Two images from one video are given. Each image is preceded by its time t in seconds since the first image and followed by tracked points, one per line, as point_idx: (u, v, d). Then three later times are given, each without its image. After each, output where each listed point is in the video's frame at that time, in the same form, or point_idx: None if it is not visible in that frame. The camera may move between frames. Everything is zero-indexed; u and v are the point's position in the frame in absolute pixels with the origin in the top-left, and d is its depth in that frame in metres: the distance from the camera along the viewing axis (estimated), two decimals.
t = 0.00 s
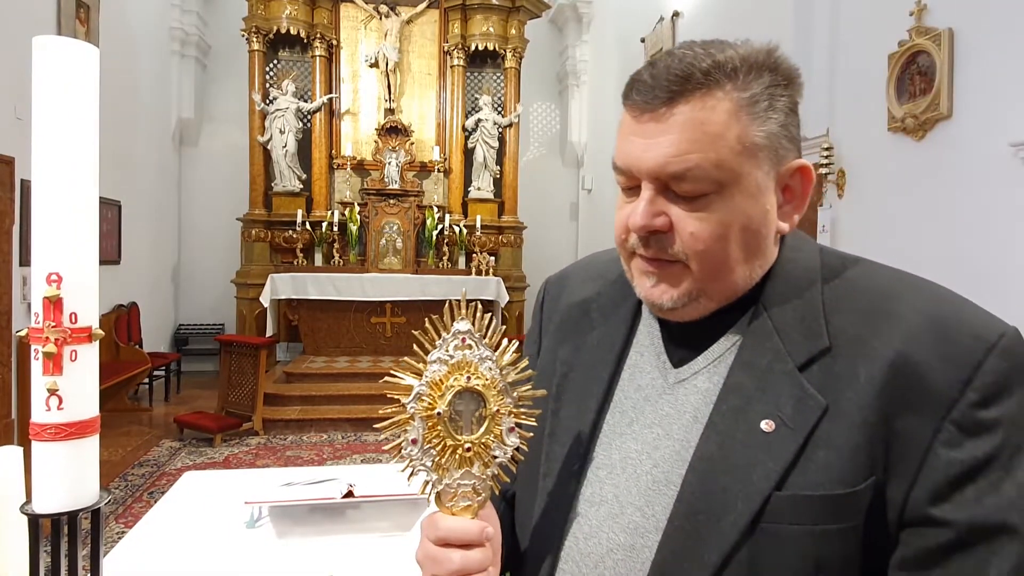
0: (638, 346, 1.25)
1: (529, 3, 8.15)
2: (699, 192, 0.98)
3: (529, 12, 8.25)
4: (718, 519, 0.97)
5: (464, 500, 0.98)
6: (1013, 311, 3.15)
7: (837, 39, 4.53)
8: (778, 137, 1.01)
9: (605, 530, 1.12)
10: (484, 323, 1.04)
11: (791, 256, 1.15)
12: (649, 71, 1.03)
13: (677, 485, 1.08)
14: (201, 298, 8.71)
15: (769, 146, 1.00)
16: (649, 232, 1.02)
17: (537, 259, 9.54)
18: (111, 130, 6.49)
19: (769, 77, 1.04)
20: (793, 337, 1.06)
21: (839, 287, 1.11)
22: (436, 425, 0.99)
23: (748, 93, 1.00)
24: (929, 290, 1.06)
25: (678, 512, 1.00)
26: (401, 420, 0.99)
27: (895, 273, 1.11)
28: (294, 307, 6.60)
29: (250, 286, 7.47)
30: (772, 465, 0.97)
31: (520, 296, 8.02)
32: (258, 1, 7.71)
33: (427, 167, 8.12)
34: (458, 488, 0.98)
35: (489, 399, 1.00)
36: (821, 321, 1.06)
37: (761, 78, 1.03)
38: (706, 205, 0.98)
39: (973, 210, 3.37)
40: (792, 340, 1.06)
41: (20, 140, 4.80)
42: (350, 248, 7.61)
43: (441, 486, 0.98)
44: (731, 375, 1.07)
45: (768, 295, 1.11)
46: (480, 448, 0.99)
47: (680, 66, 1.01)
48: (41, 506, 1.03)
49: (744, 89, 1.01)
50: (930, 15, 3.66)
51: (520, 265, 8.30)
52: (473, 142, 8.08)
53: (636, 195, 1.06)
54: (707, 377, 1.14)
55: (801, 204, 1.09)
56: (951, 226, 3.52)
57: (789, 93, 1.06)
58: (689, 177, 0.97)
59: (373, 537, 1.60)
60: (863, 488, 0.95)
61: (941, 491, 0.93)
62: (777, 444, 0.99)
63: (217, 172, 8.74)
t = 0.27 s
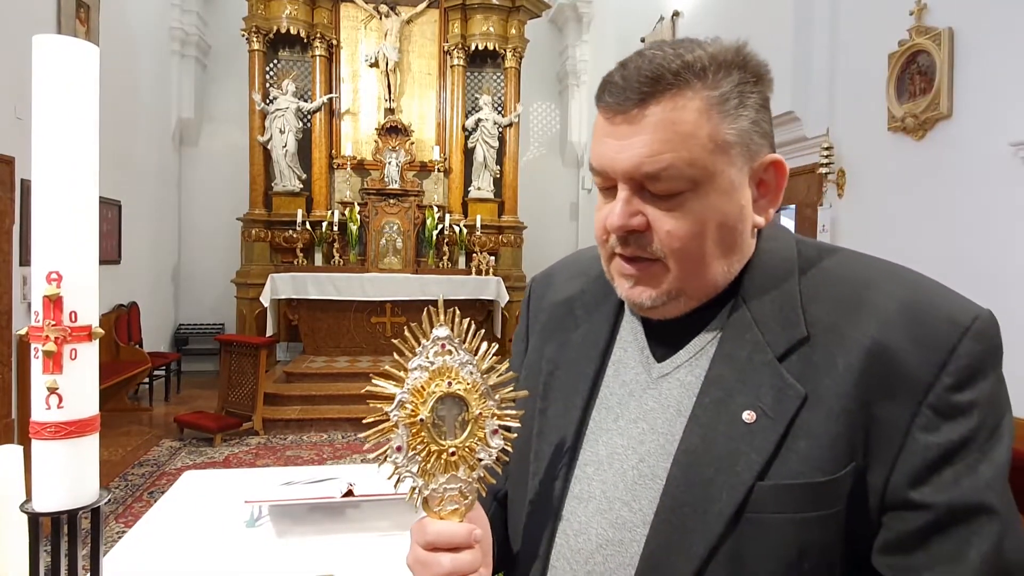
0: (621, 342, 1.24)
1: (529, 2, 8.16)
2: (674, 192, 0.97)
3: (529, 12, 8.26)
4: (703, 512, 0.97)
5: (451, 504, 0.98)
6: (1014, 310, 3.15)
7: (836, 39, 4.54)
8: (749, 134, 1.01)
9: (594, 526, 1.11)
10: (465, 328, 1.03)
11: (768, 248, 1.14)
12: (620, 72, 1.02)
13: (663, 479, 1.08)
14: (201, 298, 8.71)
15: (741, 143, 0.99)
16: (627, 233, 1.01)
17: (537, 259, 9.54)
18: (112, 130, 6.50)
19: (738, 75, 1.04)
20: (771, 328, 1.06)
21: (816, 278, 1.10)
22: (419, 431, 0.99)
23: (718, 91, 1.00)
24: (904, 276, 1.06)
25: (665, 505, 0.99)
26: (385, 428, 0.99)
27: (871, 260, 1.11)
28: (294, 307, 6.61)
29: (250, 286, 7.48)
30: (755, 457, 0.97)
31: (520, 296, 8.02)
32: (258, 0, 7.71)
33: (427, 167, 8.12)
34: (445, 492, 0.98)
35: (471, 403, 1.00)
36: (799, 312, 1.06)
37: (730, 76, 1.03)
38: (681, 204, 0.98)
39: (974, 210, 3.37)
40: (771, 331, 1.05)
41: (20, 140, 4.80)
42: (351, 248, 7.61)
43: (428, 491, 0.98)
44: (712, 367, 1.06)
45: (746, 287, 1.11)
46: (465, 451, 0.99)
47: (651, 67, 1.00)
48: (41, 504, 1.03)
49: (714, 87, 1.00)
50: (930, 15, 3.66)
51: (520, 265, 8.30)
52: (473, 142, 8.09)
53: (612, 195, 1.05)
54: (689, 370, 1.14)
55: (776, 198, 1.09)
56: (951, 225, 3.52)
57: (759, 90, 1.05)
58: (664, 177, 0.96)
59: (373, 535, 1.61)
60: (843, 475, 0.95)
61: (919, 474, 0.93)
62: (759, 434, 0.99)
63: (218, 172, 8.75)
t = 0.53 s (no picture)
0: (607, 342, 1.24)
1: (529, 2, 8.17)
2: (652, 199, 0.97)
3: (529, 12, 8.26)
4: (693, 510, 0.97)
5: (439, 511, 0.98)
6: (1014, 309, 3.15)
7: (835, 39, 4.54)
8: (724, 135, 1.00)
9: (584, 528, 1.11)
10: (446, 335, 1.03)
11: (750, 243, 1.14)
12: (590, 82, 1.02)
13: (651, 479, 1.08)
14: (201, 298, 8.71)
15: (716, 146, 0.99)
16: (608, 241, 1.01)
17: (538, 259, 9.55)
18: (112, 130, 6.50)
19: (710, 76, 1.03)
20: (754, 325, 1.06)
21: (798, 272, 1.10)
22: (405, 440, 0.99)
23: (689, 96, 0.99)
24: (886, 267, 1.06)
25: (654, 505, 0.99)
26: (369, 438, 0.99)
27: (853, 253, 1.11)
28: (294, 307, 6.59)
29: (249, 286, 7.47)
30: (741, 455, 0.97)
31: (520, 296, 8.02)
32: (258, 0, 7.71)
33: (427, 167, 8.12)
34: (433, 499, 0.98)
35: (455, 409, 1.00)
36: (782, 309, 1.05)
37: (701, 79, 1.02)
38: (658, 210, 0.98)
39: (973, 209, 3.37)
40: (754, 327, 1.06)
41: (19, 140, 4.81)
42: (351, 248, 7.62)
43: (416, 500, 0.98)
44: (697, 365, 1.07)
45: (728, 284, 1.11)
46: (451, 458, 0.99)
47: (620, 76, 0.99)
48: (39, 504, 1.02)
49: (685, 92, 0.99)
50: (930, 14, 3.65)
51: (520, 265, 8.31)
52: (473, 142, 8.09)
53: (592, 204, 1.05)
54: (674, 369, 1.14)
55: (755, 196, 1.08)
56: (950, 224, 3.52)
57: (731, 91, 1.04)
58: (641, 185, 0.96)
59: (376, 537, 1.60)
60: (830, 470, 0.94)
61: (905, 466, 0.92)
62: (744, 431, 0.99)
63: (218, 172, 8.75)
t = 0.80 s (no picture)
0: (602, 345, 1.24)
1: (529, 2, 8.17)
2: (643, 208, 0.97)
3: (529, 12, 8.26)
4: (688, 516, 0.97)
5: (436, 515, 0.98)
6: (1014, 309, 3.14)
7: (835, 40, 4.54)
8: (711, 139, 1.00)
9: (583, 534, 1.11)
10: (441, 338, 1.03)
11: (744, 242, 1.14)
12: (573, 92, 1.02)
13: (648, 484, 1.07)
14: (201, 298, 8.71)
15: (703, 151, 0.99)
16: (600, 251, 1.01)
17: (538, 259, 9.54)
18: (112, 130, 6.50)
19: (695, 80, 1.03)
20: (749, 327, 1.06)
21: (792, 272, 1.10)
22: (401, 444, 0.99)
23: (674, 102, 0.98)
24: (880, 265, 1.06)
25: (650, 511, 0.99)
26: (366, 442, 0.99)
27: (848, 250, 1.11)
28: (294, 307, 6.59)
29: (250, 285, 7.47)
30: (737, 458, 0.97)
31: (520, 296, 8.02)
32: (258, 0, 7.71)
33: (427, 167, 8.12)
34: (429, 503, 0.98)
35: (451, 413, 1.00)
36: (776, 310, 1.06)
37: (685, 83, 1.01)
38: (650, 219, 0.97)
39: (973, 209, 3.37)
40: (749, 328, 1.06)
41: (19, 140, 4.81)
42: (351, 248, 7.62)
43: (412, 503, 0.97)
44: (691, 369, 1.07)
45: (719, 284, 1.11)
46: (447, 461, 0.99)
47: (603, 85, 0.99)
48: (38, 503, 1.02)
49: (670, 98, 0.99)
50: (930, 14, 3.65)
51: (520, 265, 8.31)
52: (473, 142, 8.09)
53: (581, 213, 1.04)
54: (670, 372, 1.13)
55: (747, 196, 1.08)
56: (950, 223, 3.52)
57: (716, 93, 1.04)
58: (629, 196, 0.95)
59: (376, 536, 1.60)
60: (826, 474, 0.94)
61: (903, 467, 0.92)
62: (740, 435, 0.99)
63: (218, 172, 8.75)
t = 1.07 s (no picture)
0: (601, 347, 1.24)
1: (529, 2, 8.17)
2: (644, 214, 0.96)
3: (529, 12, 8.27)
4: (685, 522, 0.97)
5: (434, 518, 0.98)
6: (1014, 309, 3.15)
7: (836, 40, 4.53)
8: (712, 142, 1.00)
9: (581, 539, 1.11)
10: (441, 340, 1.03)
11: (746, 244, 1.14)
12: (569, 96, 1.01)
13: (647, 489, 1.08)
14: (201, 297, 8.71)
15: (705, 155, 0.99)
16: (600, 257, 1.01)
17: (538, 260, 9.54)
18: (112, 129, 6.50)
19: (694, 83, 1.03)
20: (749, 331, 1.06)
21: (794, 275, 1.10)
22: (400, 447, 0.99)
23: (674, 106, 0.98)
24: (883, 269, 1.06)
25: (648, 518, 0.99)
26: (364, 445, 0.99)
27: (851, 252, 1.11)
28: (294, 307, 6.59)
29: (250, 285, 7.47)
30: (736, 463, 0.97)
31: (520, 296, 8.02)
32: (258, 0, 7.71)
33: (426, 167, 8.12)
34: (427, 507, 0.98)
35: (450, 416, 1.00)
36: (776, 313, 1.06)
37: (686, 86, 1.01)
38: (650, 225, 0.97)
39: (973, 209, 3.36)
40: (749, 331, 1.06)
41: (19, 140, 4.81)
42: (351, 247, 7.62)
43: (409, 507, 0.97)
44: (691, 373, 1.07)
45: (720, 288, 1.11)
46: (446, 465, 1.00)
47: (601, 89, 0.98)
48: (38, 502, 1.02)
49: (670, 101, 0.98)
50: (930, 14, 3.65)
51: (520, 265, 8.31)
52: (473, 142, 8.09)
53: (581, 218, 1.04)
54: (669, 376, 1.13)
55: (748, 199, 1.08)
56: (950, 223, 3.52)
57: (716, 95, 1.04)
58: (630, 202, 0.95)
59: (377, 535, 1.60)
60: (825, 481, 0.95)
61: (904, 475, 0.93)
62: (739, 440, 0.99)
63: (218, 172, 8.75)
